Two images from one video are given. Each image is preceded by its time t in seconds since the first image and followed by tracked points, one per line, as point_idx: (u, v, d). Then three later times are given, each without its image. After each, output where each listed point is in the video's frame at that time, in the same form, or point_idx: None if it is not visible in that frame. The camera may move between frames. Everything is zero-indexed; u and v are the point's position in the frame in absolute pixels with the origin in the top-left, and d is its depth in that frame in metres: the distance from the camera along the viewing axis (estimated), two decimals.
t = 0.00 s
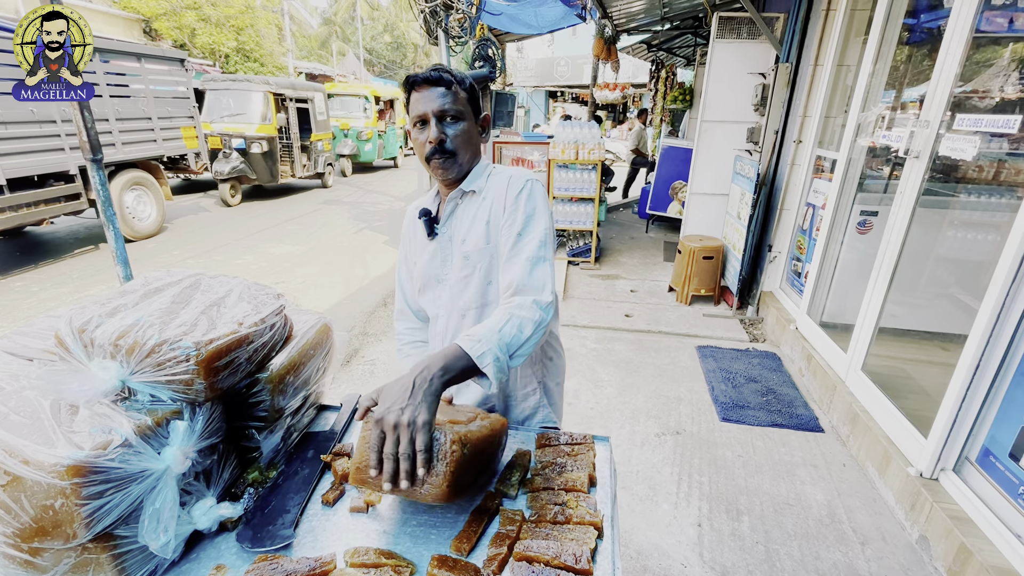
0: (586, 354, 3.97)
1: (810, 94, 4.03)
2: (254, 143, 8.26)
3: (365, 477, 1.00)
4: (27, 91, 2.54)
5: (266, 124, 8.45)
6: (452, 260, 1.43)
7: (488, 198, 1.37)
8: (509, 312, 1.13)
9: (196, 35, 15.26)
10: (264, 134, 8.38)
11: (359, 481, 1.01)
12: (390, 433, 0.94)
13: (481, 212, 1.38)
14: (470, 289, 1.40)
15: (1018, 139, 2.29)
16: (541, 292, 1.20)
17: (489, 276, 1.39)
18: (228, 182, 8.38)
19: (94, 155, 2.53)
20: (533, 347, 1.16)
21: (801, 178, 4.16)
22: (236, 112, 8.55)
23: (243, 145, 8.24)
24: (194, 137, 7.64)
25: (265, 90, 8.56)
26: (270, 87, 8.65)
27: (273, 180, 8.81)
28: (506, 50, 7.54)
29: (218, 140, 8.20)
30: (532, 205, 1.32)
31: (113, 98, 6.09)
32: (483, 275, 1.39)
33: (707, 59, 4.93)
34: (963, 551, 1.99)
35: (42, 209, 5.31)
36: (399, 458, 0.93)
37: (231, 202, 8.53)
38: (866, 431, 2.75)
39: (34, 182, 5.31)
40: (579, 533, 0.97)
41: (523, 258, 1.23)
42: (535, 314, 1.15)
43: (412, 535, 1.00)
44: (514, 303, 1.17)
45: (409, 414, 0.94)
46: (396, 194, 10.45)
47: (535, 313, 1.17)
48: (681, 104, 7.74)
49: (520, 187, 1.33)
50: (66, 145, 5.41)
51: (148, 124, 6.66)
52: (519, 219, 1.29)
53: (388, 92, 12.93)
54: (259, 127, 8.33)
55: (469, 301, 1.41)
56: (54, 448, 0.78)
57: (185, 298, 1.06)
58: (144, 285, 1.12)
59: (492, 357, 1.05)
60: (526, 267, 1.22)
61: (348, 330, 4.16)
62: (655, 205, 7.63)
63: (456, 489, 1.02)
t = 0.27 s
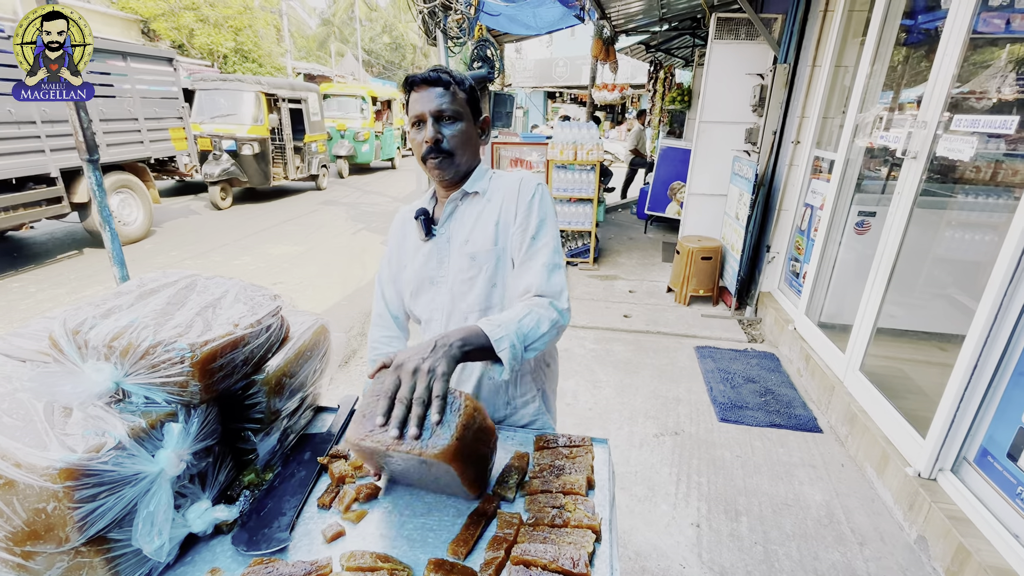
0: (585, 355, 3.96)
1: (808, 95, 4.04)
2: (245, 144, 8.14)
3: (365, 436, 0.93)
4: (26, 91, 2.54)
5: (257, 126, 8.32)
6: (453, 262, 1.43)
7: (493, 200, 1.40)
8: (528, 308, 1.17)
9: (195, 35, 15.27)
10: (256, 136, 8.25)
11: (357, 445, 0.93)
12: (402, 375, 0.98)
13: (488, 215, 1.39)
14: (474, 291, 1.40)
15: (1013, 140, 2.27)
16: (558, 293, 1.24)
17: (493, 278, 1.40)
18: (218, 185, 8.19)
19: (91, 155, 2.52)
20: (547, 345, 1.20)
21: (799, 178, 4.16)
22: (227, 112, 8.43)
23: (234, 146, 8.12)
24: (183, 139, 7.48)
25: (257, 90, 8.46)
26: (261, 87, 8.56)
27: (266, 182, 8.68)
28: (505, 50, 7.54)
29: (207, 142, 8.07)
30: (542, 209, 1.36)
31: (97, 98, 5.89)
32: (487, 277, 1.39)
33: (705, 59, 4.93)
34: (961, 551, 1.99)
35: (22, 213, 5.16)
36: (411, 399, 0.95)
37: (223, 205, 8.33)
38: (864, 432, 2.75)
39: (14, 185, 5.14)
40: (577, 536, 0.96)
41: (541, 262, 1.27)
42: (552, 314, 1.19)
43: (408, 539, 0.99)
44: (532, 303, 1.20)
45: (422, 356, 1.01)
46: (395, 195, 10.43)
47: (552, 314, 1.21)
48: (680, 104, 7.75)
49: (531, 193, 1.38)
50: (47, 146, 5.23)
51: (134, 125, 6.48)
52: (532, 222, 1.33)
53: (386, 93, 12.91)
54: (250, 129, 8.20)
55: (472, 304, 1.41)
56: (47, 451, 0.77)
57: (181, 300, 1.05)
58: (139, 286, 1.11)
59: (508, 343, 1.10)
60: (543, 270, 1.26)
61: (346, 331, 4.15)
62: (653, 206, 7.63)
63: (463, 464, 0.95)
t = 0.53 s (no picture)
0: (584, 356, 3.97)
1: (806, 96, 4.05)
2: (237, 146, 8.04)
3: (400, 384, 0.99)
4: (25, 91, 2.55)
5: (251, 127, 8.21)
6: (458, 260, 1.43)
7: (503, 203, 1.41)
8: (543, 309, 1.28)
9: (193, 36, 15.28)
10: (248, 137, 8.14)
11: (395, 389, 0.98)
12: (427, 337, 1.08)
13: (498, 217, 1.41)
14: (477, 291, 1.41)
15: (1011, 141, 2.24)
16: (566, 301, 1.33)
17: (498, 280, 1.41)
18: (209, 187, 8.08)
19: (89, 156, 2.53)
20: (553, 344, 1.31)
21: (798, 180, 4.17)
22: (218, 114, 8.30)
23: (226, 148, 8.03)
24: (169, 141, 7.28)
25: (250, 91, 8.33)
26: (254, 87, 8.44)
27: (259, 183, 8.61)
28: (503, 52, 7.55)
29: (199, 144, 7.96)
30: (554, 219, 1.40)
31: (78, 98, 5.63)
32: (493, 279, 1.41)
33: (704, 61, 4.94)
34: (959, 551, 2.00)
35: None
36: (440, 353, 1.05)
37: (214, 208, 8.23)
38: (862, 432, 2.76)
39: None
40: (575, 536, 0.96)
41: (556, 271, 1.35)
42: (563, 319, 1.30)
43: (407, 538, 1.00)
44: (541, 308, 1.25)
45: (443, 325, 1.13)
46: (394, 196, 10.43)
47: (562, 318, 1.30)
48: (679, 106, 7.77)
49: (543, 200, 1.41)
50: (23, 150, 4.98)
51: (118, 127, 6.25)
52: (546, 231, 1.38)
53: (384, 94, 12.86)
54: (243, 130, 8.10)
55: (474, 304, 1.41)
56: (47, 451, 0.77)
57: (180, 301, 1.05)
58: (138, 287, 1.11)
59: (522, 333, 1.21)
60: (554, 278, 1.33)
61: (345, 332, 4.15)
62: (652, 207, 7.64)
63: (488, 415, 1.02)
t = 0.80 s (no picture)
0: (582, 357, 3.97)
1: (803, 97, 4.06)
2: (230, 148, 7.92)
3: (400, 376, 1.01)
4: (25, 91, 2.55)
5: (244, 128, 8.08)
6: (462, 257, 1.44)
7: (511, 204, 1.42)
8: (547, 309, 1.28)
9: (192, 37, 15.29)
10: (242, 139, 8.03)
11: (395, 381, 0.99)
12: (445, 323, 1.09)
13: (503, 217, 1.41)
14: (479, 290, 1.41)
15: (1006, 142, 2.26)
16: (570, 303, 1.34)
17: (502, 279, 1.42)
18: (201, 190, 7.96)
19: (87, 159, 2.53)
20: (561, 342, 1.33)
21: (796, 181, 4.18)
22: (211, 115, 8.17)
23: (219, 150, 7.92)
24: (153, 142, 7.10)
25: (243, 91, 8.19)
26: (247, 87, 8.29)
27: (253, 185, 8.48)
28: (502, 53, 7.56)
29: (191, 145, 7.88)
30: (561, 223, 1.40)
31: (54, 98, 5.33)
32: (497, 278, 1.41)
33: (702, 62, 4.95)
34: (956, 551, 2.00)
35: None
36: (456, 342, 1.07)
37: (206, 211, 8.06)
38: (860, 433, 2.76)
39: None
40: (573, 537, 0.97)
41: (559, 273, 1.35)
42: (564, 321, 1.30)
43: (404, 540, 1.00)
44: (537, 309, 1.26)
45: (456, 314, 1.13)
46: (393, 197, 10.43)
47: (571, 318, 1.31)
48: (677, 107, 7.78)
49: (550, 204, 1.41)
50: None
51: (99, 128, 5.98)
52: (552, 235, 1.38)
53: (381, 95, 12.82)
54: (236, 132, 7.98)
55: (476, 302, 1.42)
56: (44, 454, 0.77)
57: (178, 303, 1.05)
58: (136, 289, 1.11)
59: (534, 325, 1.23)
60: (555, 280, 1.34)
61: (344, 334, 4.15)
62: (650, 208, 7.66)
63: (485, 411, 1.02)
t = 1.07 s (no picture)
0: (581, 358, 3.97)
1: (801, 98, 4.07)
2: (223, 151, 7.83)
3: (396, 382, 1.01)
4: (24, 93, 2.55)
5: (238, 131, 8.01)
6: (476, 260, 1.45)
7: (526, 208, 1.43)
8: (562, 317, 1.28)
9: (190, 39, 15.29)
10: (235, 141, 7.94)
11: (390, 386, 1.00)
12: (485, 348, 1.00)
13: (518, 221, 1.42)
14: (495, 292, 1.43)
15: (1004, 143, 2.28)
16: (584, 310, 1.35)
17: (516, 282, 1.44)
18: (194, 193, 7.83)
19: (86, 162, 2.52)
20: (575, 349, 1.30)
21: (794, 182, 4.19)
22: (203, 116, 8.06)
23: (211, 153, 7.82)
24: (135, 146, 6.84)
25: (237, 93, 8.10)
26: (240, 89, 8.20)
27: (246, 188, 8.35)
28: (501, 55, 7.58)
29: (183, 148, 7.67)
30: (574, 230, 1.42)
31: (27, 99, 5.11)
32: (510, 281, 1.43)
33: (700, 63, 4.96)
34: (955, 552, 2.00)
35: None
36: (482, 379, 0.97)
37: (199, 214, 7.88)
38: (859, 434, 2.77)
39: None
40: (572, 539, 0.97)
41: (570, 279, 1.36)
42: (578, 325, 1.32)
43: (404, 543, 1.00)
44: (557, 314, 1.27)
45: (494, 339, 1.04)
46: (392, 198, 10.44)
47: (582, 324, 1.31)
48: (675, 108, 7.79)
49: (564, 210, 1.43)
50: None
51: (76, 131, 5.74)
52: (565, 242, 1.40)
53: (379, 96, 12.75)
54: (229, 134, 7.90)
55: (490, 304, 1.44)
56: (44, 458, 0.77)
57: (177, 306, 1.06)
58: (135, 293, 1.12)
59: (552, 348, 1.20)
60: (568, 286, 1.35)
61: (343, 336, 4.15)
62: (649, 209, 7.68)
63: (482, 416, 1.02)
